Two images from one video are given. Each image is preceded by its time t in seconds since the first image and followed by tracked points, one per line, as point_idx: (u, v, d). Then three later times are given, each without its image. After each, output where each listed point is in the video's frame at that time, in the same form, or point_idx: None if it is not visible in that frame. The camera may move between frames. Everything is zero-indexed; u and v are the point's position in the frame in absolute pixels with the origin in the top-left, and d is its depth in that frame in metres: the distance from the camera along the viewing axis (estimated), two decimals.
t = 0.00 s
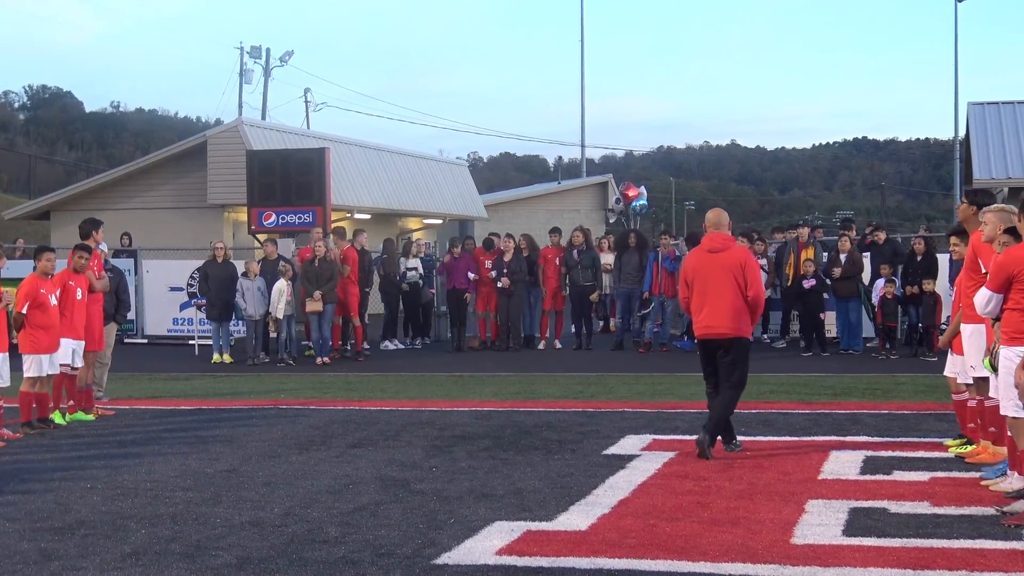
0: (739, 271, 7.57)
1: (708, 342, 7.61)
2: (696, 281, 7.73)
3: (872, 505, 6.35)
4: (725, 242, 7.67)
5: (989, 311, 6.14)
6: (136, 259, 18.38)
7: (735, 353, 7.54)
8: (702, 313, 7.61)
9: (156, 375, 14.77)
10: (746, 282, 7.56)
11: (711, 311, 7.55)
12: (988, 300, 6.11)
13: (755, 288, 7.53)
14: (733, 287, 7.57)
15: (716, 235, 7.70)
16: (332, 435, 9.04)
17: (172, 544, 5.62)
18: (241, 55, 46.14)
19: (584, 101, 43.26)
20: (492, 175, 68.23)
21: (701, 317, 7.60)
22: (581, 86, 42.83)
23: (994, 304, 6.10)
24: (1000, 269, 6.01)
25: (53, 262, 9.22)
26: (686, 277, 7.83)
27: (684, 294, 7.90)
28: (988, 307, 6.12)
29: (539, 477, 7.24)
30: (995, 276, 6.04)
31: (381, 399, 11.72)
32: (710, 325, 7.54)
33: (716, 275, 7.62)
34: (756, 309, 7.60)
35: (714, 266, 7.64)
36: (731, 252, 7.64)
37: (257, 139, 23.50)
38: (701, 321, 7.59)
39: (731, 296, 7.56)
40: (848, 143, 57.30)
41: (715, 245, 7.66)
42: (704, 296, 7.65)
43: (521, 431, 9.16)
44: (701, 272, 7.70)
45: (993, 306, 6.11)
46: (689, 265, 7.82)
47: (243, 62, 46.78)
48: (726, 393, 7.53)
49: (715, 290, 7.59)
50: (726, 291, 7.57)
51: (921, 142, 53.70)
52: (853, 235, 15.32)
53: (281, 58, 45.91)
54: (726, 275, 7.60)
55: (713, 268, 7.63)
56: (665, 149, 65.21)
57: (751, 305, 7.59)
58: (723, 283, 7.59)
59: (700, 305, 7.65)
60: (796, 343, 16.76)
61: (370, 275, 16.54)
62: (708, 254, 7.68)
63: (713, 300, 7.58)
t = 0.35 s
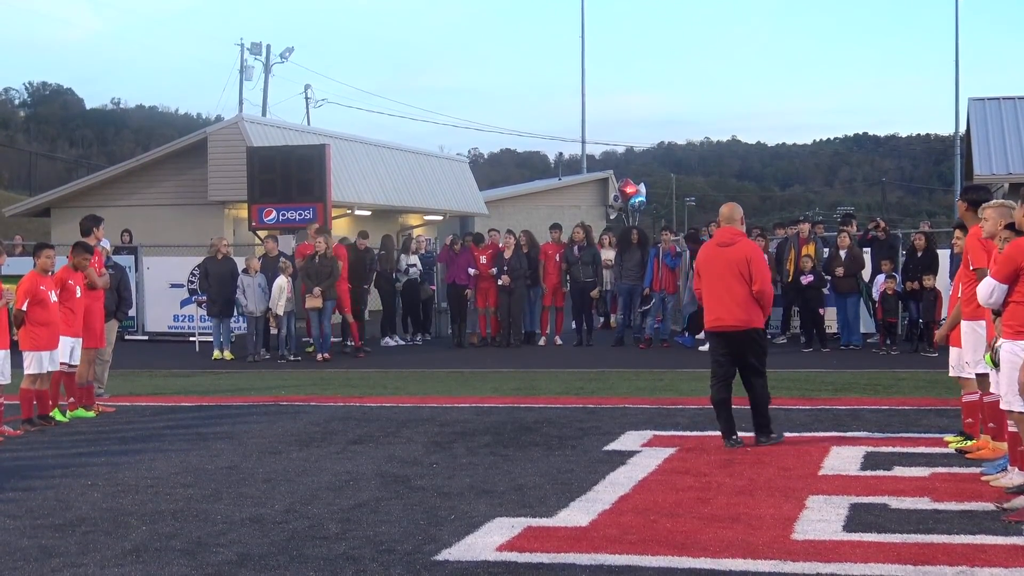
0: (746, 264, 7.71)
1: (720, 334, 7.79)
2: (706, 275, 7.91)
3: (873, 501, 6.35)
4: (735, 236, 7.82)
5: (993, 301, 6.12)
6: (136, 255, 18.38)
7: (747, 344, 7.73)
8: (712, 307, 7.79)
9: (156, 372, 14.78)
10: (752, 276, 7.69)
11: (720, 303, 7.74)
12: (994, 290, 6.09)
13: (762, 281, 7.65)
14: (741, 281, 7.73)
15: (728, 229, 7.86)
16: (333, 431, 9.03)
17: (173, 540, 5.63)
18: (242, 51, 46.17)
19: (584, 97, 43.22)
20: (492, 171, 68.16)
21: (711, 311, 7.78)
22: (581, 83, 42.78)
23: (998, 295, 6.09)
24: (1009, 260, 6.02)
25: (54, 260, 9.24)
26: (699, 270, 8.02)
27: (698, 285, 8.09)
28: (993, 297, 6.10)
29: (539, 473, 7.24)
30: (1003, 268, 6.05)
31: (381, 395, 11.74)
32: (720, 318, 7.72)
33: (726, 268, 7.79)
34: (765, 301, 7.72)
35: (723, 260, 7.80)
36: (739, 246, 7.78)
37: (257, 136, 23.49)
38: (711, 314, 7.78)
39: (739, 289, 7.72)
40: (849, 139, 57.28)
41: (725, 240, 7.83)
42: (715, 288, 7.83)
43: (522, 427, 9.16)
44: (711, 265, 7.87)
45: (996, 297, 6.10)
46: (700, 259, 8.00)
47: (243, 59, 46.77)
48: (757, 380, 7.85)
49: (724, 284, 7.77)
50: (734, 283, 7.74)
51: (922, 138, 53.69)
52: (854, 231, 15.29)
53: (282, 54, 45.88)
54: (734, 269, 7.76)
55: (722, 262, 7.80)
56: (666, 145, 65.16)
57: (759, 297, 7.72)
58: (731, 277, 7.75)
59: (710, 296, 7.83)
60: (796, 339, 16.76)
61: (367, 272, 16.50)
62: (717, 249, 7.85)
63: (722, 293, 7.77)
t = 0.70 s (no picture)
0: (771, 266, 7.76)
1: (738, 332, 7.79)
2: (727, 273, 7.91)
3: (873, 499, 6.35)
4: (760, 238, 7.86)
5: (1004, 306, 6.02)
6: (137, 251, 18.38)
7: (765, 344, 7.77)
8: (734, 305, 7.78)
9: (157, 368, 14.77)
10: (776, 278, 7.75)
11: (743, 302, 7.74)
12: (1008, 297, 5.98)
13: (786, 284, 7.72)
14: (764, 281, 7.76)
15: (752, 231, 7.90)
16: (333, 428, 9.03)
17: (173, 536, 5.63)
18: (243, 47, 46.20)
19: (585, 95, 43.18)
20: (492, 169, 68.12)
21: (733, 308, 7.77)
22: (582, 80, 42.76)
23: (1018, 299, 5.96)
24: None
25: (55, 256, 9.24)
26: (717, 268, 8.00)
27: (712, 284, 8.07)
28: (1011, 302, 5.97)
29: (539, 471, 7.24)
30: None
31: (382, 392, 11.74)
32: (742, 316, 7.72)
33: (751, 267, 7.80)
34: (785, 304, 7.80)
35: (748, 260, 7.82)
36: (764, 248, 7.82)
37: (258, 132, 23.48)
38: (732, 311, 7.77)
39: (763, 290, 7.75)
40: (849, 137, 57.28)
41: (751, 240, 7.85)
42: (737, 286, 7.81)
43: (523, 425, 9.16)
44: (734, 264, 7.87)
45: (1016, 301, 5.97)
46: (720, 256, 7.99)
47: (244, 55, 46.78)
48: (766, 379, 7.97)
49: (747, 283, 7.78)
50: (758, 282, 7.75)
51: (922, 136, 53.71)
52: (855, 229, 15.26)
53: (282, 50, 45.85)
54: (758, 269, 7.78)
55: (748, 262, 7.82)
56: (667, 143, 65.13)
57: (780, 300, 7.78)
58: (755, 277, 7.77)
59: (733, 293, 7.81)
60: (796, 338, 16.77)
61: (365, 268, 16.13)
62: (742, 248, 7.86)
63: (745, 291, 7.77)
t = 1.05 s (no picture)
0: (792, 263, 8.07)
1: (757, 326, 8.04)
2: (747, 268, 8.13)
3: (874, 500, 6.35)
4: (779, 235, 8.13)
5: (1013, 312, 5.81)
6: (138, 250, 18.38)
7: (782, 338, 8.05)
8: (755, 299, 8.03)
9: (157, 367, 14.77)
10: (796, 275, 8.07)
11: (764, 296, 8.00)
12: (1023, 310, 5.75)
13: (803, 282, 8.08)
14: (784, 278, 8.05)
15: (770, 228, 8.16)
16: (333, 427, 9.04)
17: (173, 535, 5.63)
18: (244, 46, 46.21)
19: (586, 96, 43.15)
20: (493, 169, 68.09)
21: (754, 303, 8.03)
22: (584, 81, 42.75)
23: None
24: None
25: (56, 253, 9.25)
26: (735, 262, 8.20)
27: (728, 279, 8.26)
28: None
29: (540, 470, 7.25)
30: None
31: (382, 391, 11.74)
32: (765, 311, 7.99)
33: (772, 263, 8.06)
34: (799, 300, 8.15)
35: (769, 256, 8.08)
36: (783, 245, 8.11)
37: (259, 131, 23.49)
38: (754, 306, 8.02)
39: (783, 286, 8.03)
40: (850, 138, 57.30)
41: (772, 237, 8.11)
42: (757, 281, 8.05)
43: (523, 424, 9.17)
44: (754, 260, 8.11)
45: None
46: (739, 251, 8.20)
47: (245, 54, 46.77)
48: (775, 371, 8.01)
49: (768, 279, 8.03)
50: (779, 278, 8.03)
51: (923, 137, 53.74)
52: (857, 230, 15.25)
53: (284, 49, 45.83)
54: (778, 266, 8.05)
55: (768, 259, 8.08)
56: (668, 143, 65.13)
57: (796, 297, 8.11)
58: (776, 274, 8.04)
59: (754, 288, 8.05)
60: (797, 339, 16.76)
61: (366, 266, 16.08)
62: (763, 244, 8.10)
63: (766, 287, 8.02)
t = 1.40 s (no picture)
0: (794, 263, 8.09)
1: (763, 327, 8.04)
2: (749, 271, 8.14)
3: (874, 499, 6.35)
4: (778, 237, 8.15)
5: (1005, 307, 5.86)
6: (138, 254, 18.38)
7: (788, 339, 8.04)
8: (760, 300, 8.03)
9: (157, 370, 14.77)
10: (798, 275, 8.08)
11: (767, 297, 8.00)
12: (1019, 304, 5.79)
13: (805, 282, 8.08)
14: (786, 278, 8.06)
15: (768, 230, 8.17)
16: (333, 430, 9.04)
17: (174, 539, 5.63)
18: (243, 49, 46.23)
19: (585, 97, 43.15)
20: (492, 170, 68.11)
21: (759, 304, 8.03)
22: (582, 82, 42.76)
23: None
24: None
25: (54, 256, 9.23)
26: (738, 267, 8.23)
27: (732, 283, 8.26)
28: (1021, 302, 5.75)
29: (540, 471, 7.25)
30: None
31: (382, 394, 11.73)
32: (769, 311, 7.98)
33: (773, 265, 8.08)
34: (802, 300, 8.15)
35: (770, 258, 8.10)
36: (783, 247, 8.14)
37: (257, 134, 23.49)
38: (759, 307, 8.02)
39: (786, 286, 8.04)
40: (849, 137, 57.32)
41: (771, 239, 8.13)
42: (760, 282, 8.07)
43: (523, 426, 9.16)
44: (756, 262, 8.12)
45: None
46: (740, 256, 8.23)
47: (244, 57, 46.79)
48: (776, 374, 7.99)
49: (772, 280, 8.04)
50: (782, 278, 8.05)
51: (923, 136, 53.76)
52: (857, 230, 15.25)
53: (282, 52, 45.84)
54: (779, 267, 8.06)
55: (769, 260, 8.10)
56: (667, 144, 65.14)
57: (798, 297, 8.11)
58: (778, 275, 8.05)
59: (757, 291, 8.05)
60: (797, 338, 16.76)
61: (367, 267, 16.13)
62: (763, 247, 8.12)
63: (770, 288, 8.02)
